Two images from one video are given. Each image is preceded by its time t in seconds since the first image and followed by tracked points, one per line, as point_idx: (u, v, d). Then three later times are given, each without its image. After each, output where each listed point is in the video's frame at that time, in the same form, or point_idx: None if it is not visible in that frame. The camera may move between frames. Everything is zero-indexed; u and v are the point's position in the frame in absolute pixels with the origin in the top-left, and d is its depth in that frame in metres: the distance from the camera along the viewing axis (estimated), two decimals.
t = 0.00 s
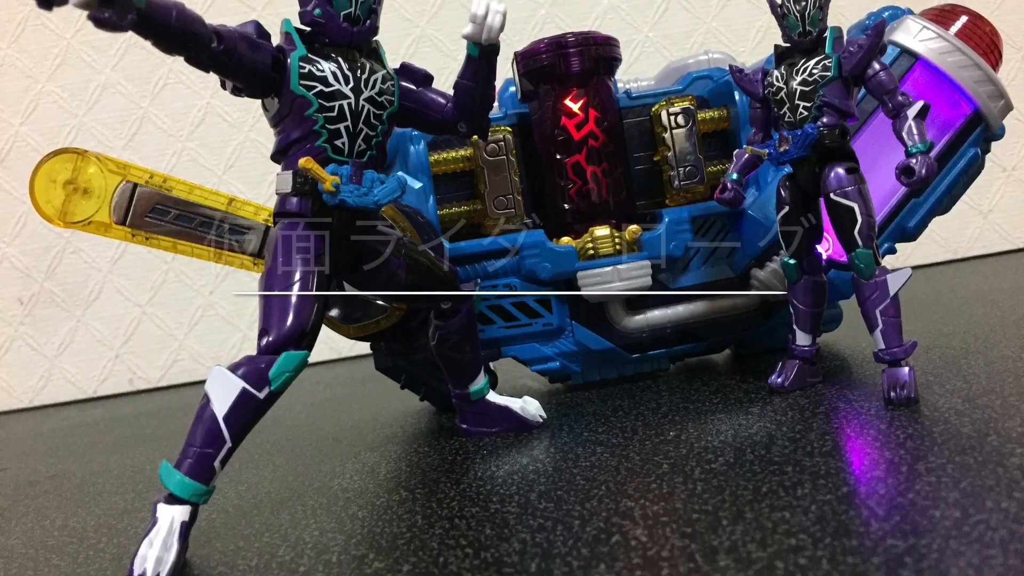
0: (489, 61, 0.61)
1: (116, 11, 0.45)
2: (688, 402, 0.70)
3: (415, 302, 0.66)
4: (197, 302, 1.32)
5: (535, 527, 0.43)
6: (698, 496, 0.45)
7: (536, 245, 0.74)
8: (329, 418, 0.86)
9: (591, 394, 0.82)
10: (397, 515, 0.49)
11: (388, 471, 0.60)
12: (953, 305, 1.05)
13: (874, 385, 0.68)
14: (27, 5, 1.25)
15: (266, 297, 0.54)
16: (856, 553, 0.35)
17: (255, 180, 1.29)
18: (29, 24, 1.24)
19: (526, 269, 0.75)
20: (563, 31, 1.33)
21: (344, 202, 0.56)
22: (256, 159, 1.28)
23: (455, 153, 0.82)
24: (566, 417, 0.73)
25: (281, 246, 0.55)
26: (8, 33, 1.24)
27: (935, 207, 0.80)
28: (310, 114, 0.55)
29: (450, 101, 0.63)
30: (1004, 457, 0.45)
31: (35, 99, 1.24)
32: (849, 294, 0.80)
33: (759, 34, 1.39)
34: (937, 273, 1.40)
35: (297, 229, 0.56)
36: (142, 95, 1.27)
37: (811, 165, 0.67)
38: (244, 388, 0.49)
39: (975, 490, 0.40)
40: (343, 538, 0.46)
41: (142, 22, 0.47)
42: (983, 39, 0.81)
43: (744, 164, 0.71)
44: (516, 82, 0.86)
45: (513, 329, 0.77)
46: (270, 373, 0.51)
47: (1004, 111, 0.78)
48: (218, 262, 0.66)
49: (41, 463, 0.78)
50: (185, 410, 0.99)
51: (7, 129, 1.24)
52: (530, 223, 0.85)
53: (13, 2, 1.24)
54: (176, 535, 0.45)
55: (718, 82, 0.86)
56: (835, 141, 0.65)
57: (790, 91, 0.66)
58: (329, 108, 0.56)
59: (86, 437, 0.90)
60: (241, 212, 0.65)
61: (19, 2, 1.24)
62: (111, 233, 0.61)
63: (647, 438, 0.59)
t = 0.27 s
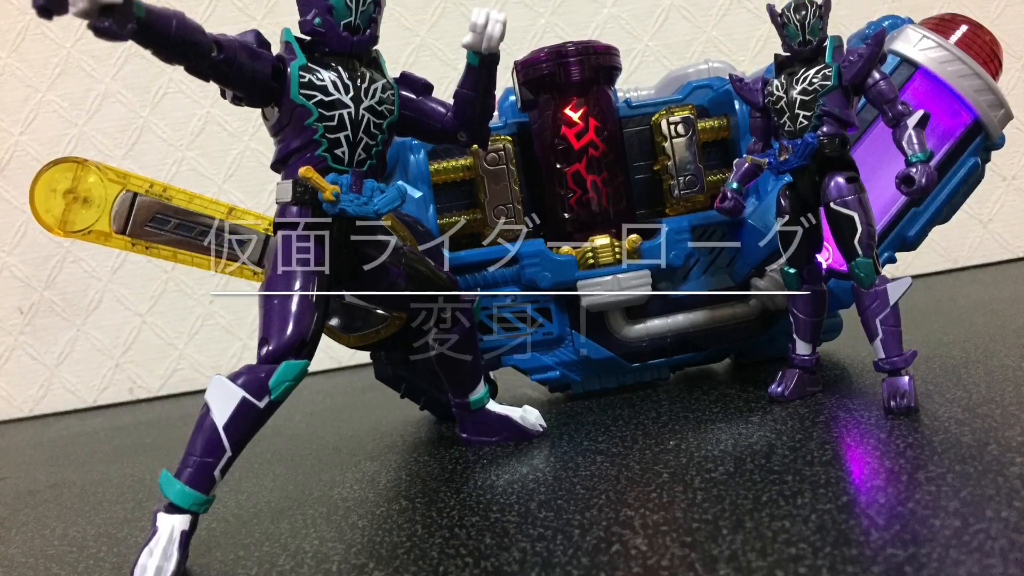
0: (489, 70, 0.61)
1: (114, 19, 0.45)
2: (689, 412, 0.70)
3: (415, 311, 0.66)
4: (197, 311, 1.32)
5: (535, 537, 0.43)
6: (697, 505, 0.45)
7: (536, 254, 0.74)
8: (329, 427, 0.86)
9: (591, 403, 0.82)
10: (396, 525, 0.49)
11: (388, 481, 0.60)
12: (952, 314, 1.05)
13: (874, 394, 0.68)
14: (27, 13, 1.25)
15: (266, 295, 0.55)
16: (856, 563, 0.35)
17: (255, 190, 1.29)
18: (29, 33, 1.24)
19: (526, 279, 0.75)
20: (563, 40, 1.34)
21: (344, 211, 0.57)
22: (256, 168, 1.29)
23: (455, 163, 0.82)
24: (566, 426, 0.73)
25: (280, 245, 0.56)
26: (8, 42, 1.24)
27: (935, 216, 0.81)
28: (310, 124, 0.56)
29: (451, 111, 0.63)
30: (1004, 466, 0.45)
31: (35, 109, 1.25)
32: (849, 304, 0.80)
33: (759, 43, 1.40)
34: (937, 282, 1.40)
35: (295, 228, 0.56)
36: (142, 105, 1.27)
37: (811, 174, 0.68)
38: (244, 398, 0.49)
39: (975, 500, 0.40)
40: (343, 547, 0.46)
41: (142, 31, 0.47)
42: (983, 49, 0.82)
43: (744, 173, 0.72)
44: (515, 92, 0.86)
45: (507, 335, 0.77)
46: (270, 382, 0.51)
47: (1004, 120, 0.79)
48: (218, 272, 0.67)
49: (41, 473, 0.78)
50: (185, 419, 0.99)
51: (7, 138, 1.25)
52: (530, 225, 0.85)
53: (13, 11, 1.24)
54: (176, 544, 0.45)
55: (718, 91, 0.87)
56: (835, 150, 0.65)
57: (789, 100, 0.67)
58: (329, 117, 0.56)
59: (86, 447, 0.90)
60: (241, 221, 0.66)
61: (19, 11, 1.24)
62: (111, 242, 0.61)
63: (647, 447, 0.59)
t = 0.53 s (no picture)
0: (489, 80, 0.62)
1: (115, 29, 0.45)
2: (689, 421, 0.70)
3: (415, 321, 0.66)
4: (197, 320, 1.32)
5: (535, 546, 0.43)
6: (698, 514, 0.44)
7: (536, 263, 0.74)
8: (328, 436, 0.86)
9: (592, 412, 0.82)
10: (396, 534, 0.49)
11: (388, 490, 0.60)
12: (952, 323, 1.05)
13: (874, 403, 0.68)
14: (28, 23, 1.26)
15: (267, 294, 0.56)
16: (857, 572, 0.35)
17: (255, 199, 1.30)
18: (29, 42, 1.25)
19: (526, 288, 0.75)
20: (563, 49, 1.35)
21: (345, 220, 0.57)
22: (256, 178, 1.29)
23: (455, 172, 0.83)
24: (566, 436, 0.73)
25: (280, 245, 0.57)
26: (8, 51, 1.25)
27: (935, 225, 0.81)
28: (310, 133, 0.56)
29: (451, 120, 0.64)
30: (1004, 476, 0.45)
31: (35, 118, 1.25)
32: (849, 313, 0.80)
33: (759, 52, 1.41)
34: (937, 292, 1.41)
35: (293, 227, 0.56)
36: (142, 114, 1.28)
37: (810, 183, 0.68)
38: (244, 407, 0.49)
39: (975, 509, 0.40)
40: (343, 556, 0.46)
41: (143, 41, 0.48)
42: (983, 59, 0.82)
43: (744, 182, 0.71)
44: (515, 102, 0.86)
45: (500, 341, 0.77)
46: (270, 392, 0.51)
47: (1004, 129, 0.79)
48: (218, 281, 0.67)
49: (40, 482, 0.78)
50: (185, 428, 0.99)
51: (7, 147, 1.25)
52: (530, 225, 0.85)
53: (13, 20, 1.25)
54: (176, 554, 0.45)
55: (718, 101, 0.87)
56: (835, 159, 0.65)
57: (789, 109, 0.67)
58: (329, 126, 0.57)
59: (86, 456, 0.90)
60: (241, 231, 0.68)
61: (19, 20, 1.25)
62: (111, 251, 0.61)
63: (647, 457, 0.59)
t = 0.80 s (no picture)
0: (489, 89, 0.62)
1: (115, 38, 0.45)
2: (689, 430, 0.70)
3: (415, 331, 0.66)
4: (197, 329, 1.32)
5: (535, 555, 0.43)
6: (697, 523, 0.44)
7: (537, 272, 0.74)
8: (328, 446, 0.86)
9: (592, 422, 0.82)
10: (396, 543, 0.49)
11: (388, 499, 0.60)
12: (952, 332, 1.05)
13: (874, 412, 0.68)
14: (28, 32, 1.27)
15: (267, 297, 0.56)
16: None
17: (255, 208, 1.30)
18: (29, 51, 1.26)
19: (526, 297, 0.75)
20: (563, 58, 1.36)
21: (344, 229, 0.57)
22: (256, 187, 1.29)
23: (455, 181, 0.83)
24: (566, 445, 0.72)
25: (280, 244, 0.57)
26: (8, 60, 1.26)
27: (936, 235, 0.81)
28: (310, 142, 0.57)
29: (450, 129, 0.64)
30: (1004, 485, 0.45)
31: (35, 127, 1.26)
32: (849, 322, 0.81)
33: (759, 61, 1.42)
34: (937, 301, 1.41)
35: (292, 228, 0.56)
36: (142, 123, 1.28)
37: (811, 192, 0.69)
38: (244, 416, 0.50)
39: (975, 518, 0.40)
40: (342, 565, 0.46)
41: (143, 50, 0.48)
42: (983, 68, 0.83)
43: (744, 191, 0.71)
44: (515, 111, 0.88)
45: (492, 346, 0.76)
46: (270, 401, 0.51)
47: (1004, 138, 0.80)
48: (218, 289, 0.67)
49: (40, 491, 0.78)
50: (185, 437, 0.99)
51: (7, 157, 1.26)
52: (530, 225, 0.85)
53: (14, 30, 1.26)
54: (176, 563, 0.46)
55: (718, 110, 0.88)
56: (835, 168, 0.66)
57: (789, 118, 0.68)
58: (329, 136, 0.57)
59: (86, 465, 0.90)
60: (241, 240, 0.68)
61: (19, 29, 1.26)
62: (111, 260, 0.61)
63: (647, 466, 0.59)
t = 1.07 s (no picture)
0: (489, 98, 0.63)
1: (115, 48, 0.46)
2: (689, 440, 0.70)
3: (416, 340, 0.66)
4: (198, 339, 1.32)
5: (535, 565, 0.43)
6: (697, 533, 0.44)
7: (536, 281, 0.74)
8: (328, 455, 0.85)
9: (592, 431, 0.82)
10: (396, 553, 0.49)
11: (388, 509, 0.60)
12: (952, 342, 1.05)
13: (874, 422, 0.68)
14: (28, 41, 1.27)
15: (267, 307, 0.56)
16: None
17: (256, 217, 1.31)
18: (29, 61, 1.27)
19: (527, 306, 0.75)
20: (563, 67, 1.37)
21: (345, 238, 0.57)
22: (256, 197, 1.30)
23: (455, 191, 0.83)
24: (566, 454, 0.72)
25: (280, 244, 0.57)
26: (8, 70, 1.26)
27: (935, 244, 0.82)
28: (310, 151, 0.57)
29: (451, 138, 0.65)
30: (1004, 494, 0.45)
31: (35, 137, 1.27)
32: (849, 331, 0.81)
33: (759, 70, 1.43)
34: (937, 310, 1.41)
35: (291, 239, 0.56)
36: (142, 132, 1.29)
37: (811, 202, 0.69)
38: (244, 426, 0.50)
39: (975, 527, 0.40)
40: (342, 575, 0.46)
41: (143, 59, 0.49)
42: (983, 78, 0.84)
43: (744, 201, 0.71)
44: (515, 120, 0.88)
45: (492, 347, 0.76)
46: (270, 410, 0.51)
47: (1004, 148, 0.80)
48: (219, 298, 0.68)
49: (40, 501, 0.77)
50: (185, 447, 0.99)
51: (7, 166, 1.26)
52: (529, 225, 0.85)
53: (14, 39, 1.26)
54: (176, 572, 0.46)
55: (718, 119, 0.89)
56: (835, 178, 0.66)
57: (790, 128, 0.68)
58: (329, 145, 0.57)
59: (86, 474, 0.90)
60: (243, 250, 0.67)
61: (19, 39, 1.26)
62: (111, 269, 0.62)
63: (647, 475, 0.59)
